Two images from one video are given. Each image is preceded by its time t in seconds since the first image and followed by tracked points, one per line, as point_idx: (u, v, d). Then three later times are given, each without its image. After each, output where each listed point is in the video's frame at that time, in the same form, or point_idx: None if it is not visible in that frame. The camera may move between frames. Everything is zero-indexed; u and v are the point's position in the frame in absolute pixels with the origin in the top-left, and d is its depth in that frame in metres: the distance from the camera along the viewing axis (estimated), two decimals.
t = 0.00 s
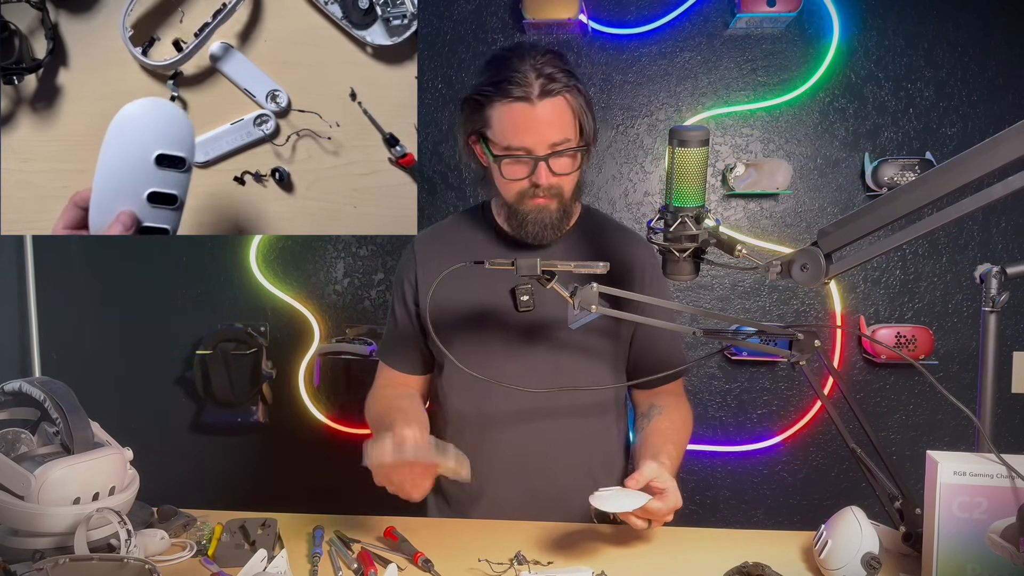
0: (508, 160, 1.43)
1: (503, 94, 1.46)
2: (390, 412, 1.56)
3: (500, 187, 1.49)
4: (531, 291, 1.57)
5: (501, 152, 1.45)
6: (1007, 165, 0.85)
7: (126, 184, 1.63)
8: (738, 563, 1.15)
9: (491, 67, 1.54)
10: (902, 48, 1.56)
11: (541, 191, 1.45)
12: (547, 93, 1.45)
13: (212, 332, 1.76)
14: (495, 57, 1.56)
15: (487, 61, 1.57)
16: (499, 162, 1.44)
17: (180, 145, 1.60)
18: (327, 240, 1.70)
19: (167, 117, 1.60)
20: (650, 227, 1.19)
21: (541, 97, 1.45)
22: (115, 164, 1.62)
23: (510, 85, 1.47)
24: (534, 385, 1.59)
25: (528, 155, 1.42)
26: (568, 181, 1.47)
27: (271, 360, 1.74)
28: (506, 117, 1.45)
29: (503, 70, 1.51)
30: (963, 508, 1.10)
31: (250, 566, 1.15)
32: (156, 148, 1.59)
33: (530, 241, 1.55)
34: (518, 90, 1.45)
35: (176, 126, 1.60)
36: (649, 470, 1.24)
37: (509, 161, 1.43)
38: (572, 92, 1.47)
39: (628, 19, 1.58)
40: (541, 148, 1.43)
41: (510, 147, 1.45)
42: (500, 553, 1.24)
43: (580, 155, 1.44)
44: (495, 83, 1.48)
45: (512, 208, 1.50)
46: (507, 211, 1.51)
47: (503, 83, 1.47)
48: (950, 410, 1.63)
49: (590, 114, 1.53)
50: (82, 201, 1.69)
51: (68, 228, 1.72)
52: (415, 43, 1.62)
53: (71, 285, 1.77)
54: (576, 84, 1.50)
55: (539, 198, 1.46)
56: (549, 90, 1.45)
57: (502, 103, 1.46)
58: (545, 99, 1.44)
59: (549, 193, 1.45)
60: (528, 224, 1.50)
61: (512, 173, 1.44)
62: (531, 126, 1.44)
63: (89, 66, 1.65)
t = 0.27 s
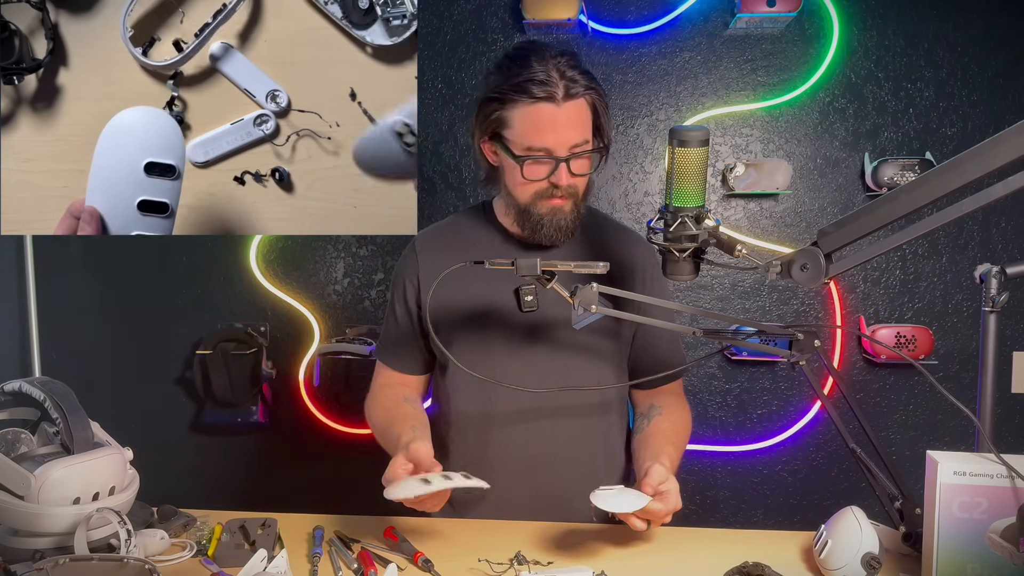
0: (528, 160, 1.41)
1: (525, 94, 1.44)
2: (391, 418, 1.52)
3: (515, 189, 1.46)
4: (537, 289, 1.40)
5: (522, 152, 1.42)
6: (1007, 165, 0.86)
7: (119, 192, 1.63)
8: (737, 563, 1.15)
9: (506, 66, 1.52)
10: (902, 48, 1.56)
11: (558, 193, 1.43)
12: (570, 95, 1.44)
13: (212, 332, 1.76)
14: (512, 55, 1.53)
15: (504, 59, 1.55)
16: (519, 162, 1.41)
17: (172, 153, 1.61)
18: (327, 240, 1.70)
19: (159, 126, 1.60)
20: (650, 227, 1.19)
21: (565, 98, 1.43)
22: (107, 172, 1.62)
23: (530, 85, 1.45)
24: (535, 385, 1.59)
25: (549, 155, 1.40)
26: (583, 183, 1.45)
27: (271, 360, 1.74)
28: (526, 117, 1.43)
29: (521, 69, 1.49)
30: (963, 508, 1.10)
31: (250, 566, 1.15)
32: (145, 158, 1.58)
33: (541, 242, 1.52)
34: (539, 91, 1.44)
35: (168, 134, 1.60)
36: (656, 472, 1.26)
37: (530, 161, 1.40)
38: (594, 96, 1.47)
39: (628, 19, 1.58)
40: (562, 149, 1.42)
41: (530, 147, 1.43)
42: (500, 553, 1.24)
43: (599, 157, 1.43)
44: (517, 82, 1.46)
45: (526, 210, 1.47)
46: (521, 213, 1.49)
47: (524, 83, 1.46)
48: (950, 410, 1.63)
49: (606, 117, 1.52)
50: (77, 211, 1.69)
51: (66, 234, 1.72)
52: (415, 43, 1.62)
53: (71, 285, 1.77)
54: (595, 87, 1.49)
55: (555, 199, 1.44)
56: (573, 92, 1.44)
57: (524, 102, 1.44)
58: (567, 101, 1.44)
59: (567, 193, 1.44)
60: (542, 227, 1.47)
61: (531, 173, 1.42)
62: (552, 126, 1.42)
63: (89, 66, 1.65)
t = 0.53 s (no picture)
0: (516, 155, 1.45)
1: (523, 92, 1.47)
2: (393, 416, 1.53)
3: (507, 183, 1.50)
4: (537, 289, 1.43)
5: (511, 146, 1.46)
6: (1006, 165, 0.86)
7: (132, 176, 1.65)
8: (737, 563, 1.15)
9: (513, 62, 1.53)
10: (902, 48, 1.56)
11: (544, 190, 1.46)
12: (565, 95, 1.46)
13: (212, 332, 1.75)
14: (519, 52, 1.54)
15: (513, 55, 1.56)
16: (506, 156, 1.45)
17: (185, 135, 1.63)
18: (327, 240, 1.71)
19: (172, 108, 1.63)
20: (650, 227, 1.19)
21: (559, 98, 1.46)
22: (121, 160, 1.65)
23: (530, 83, 1.48)
24: (535, 385, 1.59)
25: (536, 153, 1.43)
26: (574, 185, 1.47)
27: (271, 361, 1.74)
28: (520, 113, 1.47)
29: (526, 66, 1.51)
30: (963, 508, 1.10)
31: (250, 565, 1.15)
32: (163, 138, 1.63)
33: (529, 239, 1.55)
34: (536, 89, 1.47)
35: (181, 115, 1.63)
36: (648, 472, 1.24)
37: (517, 157, 1.44)
38: (592, 98, 1.48)
39: (628, 19, 1.58)
40: (550, 148, 1.44)
41: (520, 143, 1.46)
42: (500, 553, 1.24)
43: (588, 161, 1.44)
44: (519, 79, 1.49)
45: (515, 204, 1.51)
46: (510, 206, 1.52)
47: (523, 79, 1.49)
48: (950, 410, 1.63)
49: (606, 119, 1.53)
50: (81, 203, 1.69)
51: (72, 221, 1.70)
52: (416, 43, 1.61)
53: (71, 285, 1.77)
54: (595, 89, 1.51)
55: (542, 197, 1.47)
56: (568, 92, 1.46)
57: (520, 99, 1.47)
58: (562, 101, 1.46)
59: (554, 194, 1.46)
60: (528, 223, 1.50)
61: (517, 169, 1.45)
62: (544, 124, 1.45)
63: (89, 66, 1.64)
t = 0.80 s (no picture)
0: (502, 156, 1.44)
1: (506, 92, 1.48)
2: (401, 415, 1.52)
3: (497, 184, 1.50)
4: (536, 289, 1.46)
5: (498, 147, 1.46)
6: (1006, 165, 0.85)
7: (161, 163, 1.64)
8: (737, 563, 1.15)
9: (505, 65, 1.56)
10: (902, 48, 1.56)
11: (531, 190, 1.44)
12: (547, 95, 1.46)
13: (213, 332, 1.75)
14: (507, 57, 1.58)
15: (504, 56, 1.59)
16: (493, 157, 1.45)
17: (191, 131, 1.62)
18: (328, 240, 1.71)
19: (200, 99, 1.61)
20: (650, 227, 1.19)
21: (542, 98, 1.46)
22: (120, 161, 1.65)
23: (513, 84, 1.49)
24: (536, 385, 1.58)
25: (520, 152, 1.43)
26: (562, 184, 1.45)
27: (271, 361, 1.74)
28: (505, 114, 1.47)
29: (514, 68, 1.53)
30: (963, 508, 1.10)
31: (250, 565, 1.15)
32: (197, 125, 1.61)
33: (524, 239, 1.54)
34: (520, 89, 1.47)
35: (216, 104, 1.61)
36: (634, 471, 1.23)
37: (502, 158, 1.44)
38: (575, 96, 1.48)
39: (628, 19, 1.58)
40: (534, 147, 1.44)
41: (504, 143, 1.46)
42: (500, 554, 1.24)
43: (574, 159, 1.42)
44: (503, 80, 1.50)
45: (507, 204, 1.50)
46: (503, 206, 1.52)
47: (508, 80, 1.50)
48: (950, 410, 1.63)
49: (594, 118, 1.52)
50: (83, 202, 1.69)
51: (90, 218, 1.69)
52: (415, 43, 1.61)
53: (71, 285, 1.77)
54: (580, 87, 1.50)
55: (531, 197, 1.46)
56: (551, 91, 1.46)
57: (504, 100, 1.48)
58: (544, 100, 1.46)
59: (541, 193, 1.45)
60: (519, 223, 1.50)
61: (504, 170, 1.45)
62: (527, 124, 1.44)
63: (89, 66, 1.64)
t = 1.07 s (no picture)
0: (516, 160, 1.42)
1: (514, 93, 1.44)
2: (394, 415, 1.50)
3: (509, 187, 1.48)
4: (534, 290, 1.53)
5: (510, 151, 1.44)
6: (1007, 165, 0.85)
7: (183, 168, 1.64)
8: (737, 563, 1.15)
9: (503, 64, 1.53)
10: (902, 48, 1.56)
11: (547, 192, 1.43)
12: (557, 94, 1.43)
13: (212, 332, 1.75)
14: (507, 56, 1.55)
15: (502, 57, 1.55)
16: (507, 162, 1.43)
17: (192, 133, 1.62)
18: (328, 240, 1.71)
19: (204, 99, 1.62)
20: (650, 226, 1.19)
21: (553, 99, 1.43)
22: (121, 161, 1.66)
23: (520, 85, 1.46)
24: (536, 386, 1.58)
25: (536, 155, 1.41)
26: (575, 183, 1.46)
27: (271, 361, 1.74)
28: (516, 117, 1.44)
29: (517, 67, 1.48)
30: (963, 508, 1.10)
31: (250, 565, 1.15)
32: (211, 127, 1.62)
33: (538, 243, 1.53)
34: (528, 90, 1.45)
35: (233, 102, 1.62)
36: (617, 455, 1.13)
37: (517, 162, 1.42)
38: (584, 95, 1.46)
39: (628, 19, 1.58)
40: (549, 149, 1.42)
41: (517, 147, 1.44)
42: (500, 553, 1.24)
43: (588, 157, 1.43)
44: (509, 80, 1.47)
45: (519, 208, 1.49)
46: (514, 213, 1.50)
47: (515, 81, 1.47)
48: (950, 410, 1.63)
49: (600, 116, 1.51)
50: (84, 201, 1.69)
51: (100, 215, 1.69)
52: (416, 43, 1.61)
53: (71, 285, 1.77)
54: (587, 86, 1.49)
55: (546, 199, 1.45)
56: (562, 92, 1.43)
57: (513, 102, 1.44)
58: (556, 101, 1.42)
59: (557, 195, 1.44)
60: (534, 226, 1.48)
61: (519, 173, 1.44)
62: (540, 126, 1.43)
63: (89, 66, 1.64)
